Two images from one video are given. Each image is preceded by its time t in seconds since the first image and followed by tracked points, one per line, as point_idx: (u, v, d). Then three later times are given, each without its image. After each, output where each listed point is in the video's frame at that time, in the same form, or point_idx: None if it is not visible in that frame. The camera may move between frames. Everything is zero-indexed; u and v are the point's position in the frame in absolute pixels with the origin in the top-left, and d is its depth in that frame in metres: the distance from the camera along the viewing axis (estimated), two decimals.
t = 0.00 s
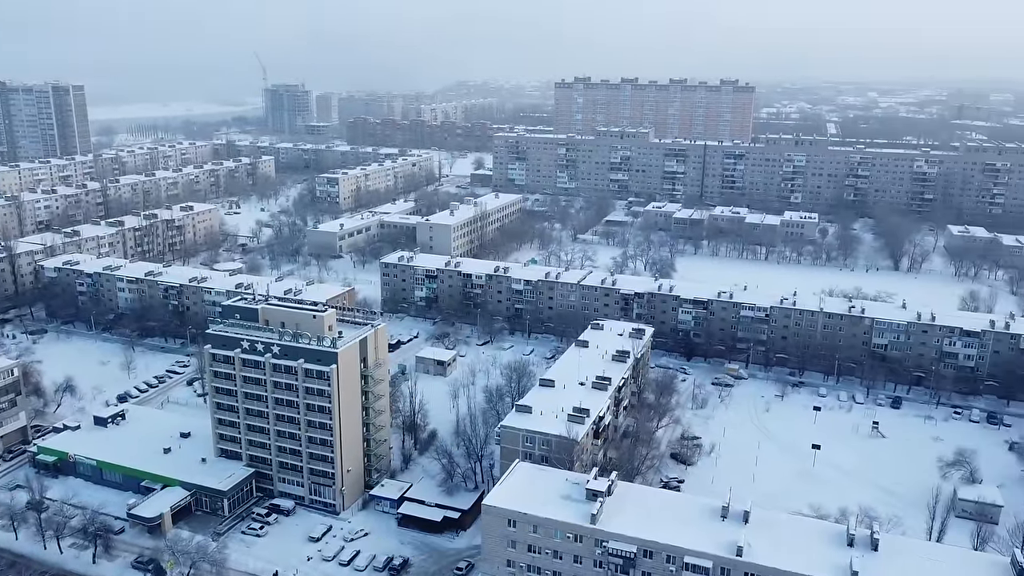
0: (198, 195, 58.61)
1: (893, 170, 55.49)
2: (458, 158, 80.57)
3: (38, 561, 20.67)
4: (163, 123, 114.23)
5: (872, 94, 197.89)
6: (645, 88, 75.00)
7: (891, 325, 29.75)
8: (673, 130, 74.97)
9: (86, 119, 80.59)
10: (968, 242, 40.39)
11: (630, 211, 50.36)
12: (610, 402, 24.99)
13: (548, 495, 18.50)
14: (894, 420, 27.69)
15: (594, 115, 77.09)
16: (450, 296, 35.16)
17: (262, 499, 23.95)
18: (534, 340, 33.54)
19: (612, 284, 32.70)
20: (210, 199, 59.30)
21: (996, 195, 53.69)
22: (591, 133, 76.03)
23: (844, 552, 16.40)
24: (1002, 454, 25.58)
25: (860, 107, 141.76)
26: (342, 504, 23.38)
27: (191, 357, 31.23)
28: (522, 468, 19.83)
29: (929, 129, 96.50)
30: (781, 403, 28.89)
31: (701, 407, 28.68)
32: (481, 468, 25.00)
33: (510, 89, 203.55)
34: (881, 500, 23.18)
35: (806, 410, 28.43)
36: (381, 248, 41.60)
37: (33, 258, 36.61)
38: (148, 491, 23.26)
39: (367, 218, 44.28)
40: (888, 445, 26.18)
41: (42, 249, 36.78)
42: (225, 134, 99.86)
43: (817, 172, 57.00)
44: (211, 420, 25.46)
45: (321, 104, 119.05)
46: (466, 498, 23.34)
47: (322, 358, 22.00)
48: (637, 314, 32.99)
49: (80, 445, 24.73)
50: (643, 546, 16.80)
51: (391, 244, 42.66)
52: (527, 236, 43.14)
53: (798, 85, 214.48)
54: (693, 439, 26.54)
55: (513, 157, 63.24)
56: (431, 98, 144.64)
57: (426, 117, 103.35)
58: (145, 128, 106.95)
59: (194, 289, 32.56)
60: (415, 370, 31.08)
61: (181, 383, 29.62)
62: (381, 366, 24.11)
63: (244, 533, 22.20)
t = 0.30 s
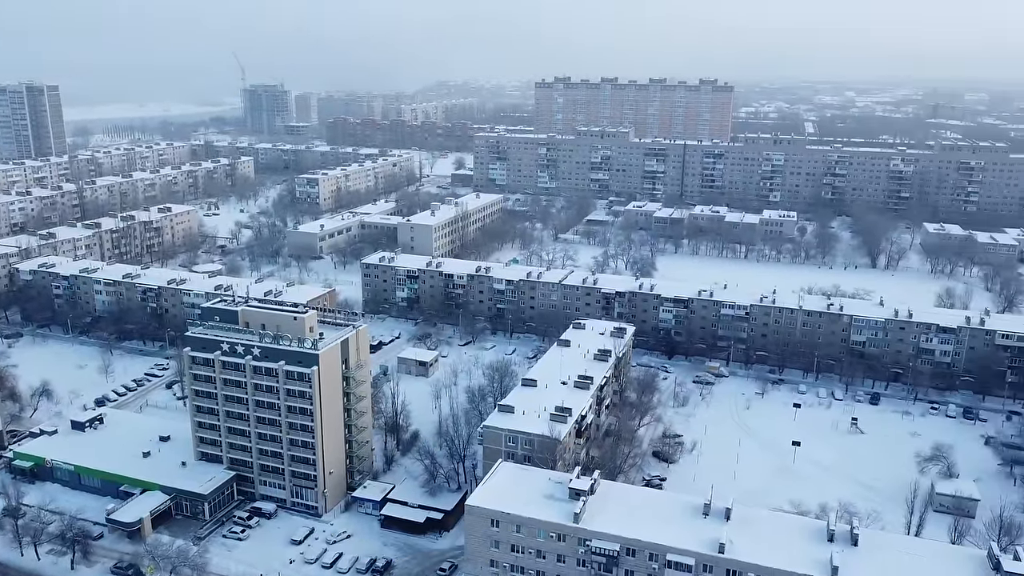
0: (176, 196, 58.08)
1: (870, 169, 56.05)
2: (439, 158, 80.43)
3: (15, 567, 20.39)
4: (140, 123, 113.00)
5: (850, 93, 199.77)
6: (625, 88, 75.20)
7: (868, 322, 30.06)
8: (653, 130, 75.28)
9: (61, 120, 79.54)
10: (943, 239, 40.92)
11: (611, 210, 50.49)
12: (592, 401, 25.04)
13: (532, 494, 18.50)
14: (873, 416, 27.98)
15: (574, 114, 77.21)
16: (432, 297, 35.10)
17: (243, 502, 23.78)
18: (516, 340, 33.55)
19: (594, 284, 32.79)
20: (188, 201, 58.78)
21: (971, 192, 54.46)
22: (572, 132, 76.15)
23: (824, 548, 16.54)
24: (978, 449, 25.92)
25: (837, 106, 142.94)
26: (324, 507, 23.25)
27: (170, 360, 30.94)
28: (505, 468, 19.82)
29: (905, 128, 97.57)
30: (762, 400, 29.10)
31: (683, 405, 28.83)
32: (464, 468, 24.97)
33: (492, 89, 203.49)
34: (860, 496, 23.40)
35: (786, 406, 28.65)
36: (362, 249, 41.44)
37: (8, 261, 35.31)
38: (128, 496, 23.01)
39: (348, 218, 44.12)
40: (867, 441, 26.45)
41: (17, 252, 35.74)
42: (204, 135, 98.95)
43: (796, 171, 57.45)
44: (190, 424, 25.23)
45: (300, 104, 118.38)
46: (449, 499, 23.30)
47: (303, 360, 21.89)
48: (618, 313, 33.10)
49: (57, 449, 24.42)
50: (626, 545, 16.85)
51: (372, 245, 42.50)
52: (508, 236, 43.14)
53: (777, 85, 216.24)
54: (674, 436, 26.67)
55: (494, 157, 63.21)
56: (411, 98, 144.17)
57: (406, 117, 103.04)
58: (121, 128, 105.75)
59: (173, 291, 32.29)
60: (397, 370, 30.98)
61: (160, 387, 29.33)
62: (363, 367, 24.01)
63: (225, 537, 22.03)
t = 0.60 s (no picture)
0: (153, 197, 57.50)
1: (847, 168, 56.61)
2: (419, 158, 80.26)
3: None
4: (116, 124, 111.70)
5: (827, 92, 201.68)
6: (604, 87, 75.41)
7: (846, 319, 30.35)
8: (633, 129, 75.58)
9: (35, 121, 78.44)
10: (918, 236, 41.45)
11: (591, 210, 50.64)
12: (574, 400, 25.09)
13: (514, 494, 18.49)
14: (851, 412, 28.25)
15: (554, 114, 77.34)
16: (413, 297, 35.01)
17: (224, 505, 23.59)
18: (497, 340, 33.54)
19: (575, 283, 32.85)
20: (165, 202, 58.22)
21: (945, 190, 55.23)
22: (552, 132, 76.27)
23: (804, 543, 16.68)
24: (954, 443, 26.28)
25: (814, 106, 144.24)
26: (305, 509, 23.12)
27: (149, 363, 30.63)
28: (488, 468, 19.78)
29: (880, 127, 98.70)
30: (742, 398, 29.29)
31: (664, 403, 28.96)
32: (446, 468, 24.91)
33: (473, 89, 203.31)
34: (840, 491, 23.63)
35: (766, 403, 28.88)
36: (342, 250, 41.25)
37: None
38: (106, 500, 22.76)
39: (328, 219, 43.86)
40: (846, 437, 26.70)
41: None
42: (181, 135, 98.05)
43: (774, 170, 57.90)
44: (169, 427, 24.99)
45: (279, 104, 117.63)
46: (432, 499, 23.25)
47: (284, 361, 21.74)
48: (599, 312, 33.20)
49: (33, 455, 24.11)
50: (609, 543, 16.89)
51: (353, 246, 42.32)
52: (489, 236, 43.11)
53: (756, 85, 217.87)
54: (656, 434, 26.78)
55: (474, 157, 63.16)
56: (390, 98, 143.71)
57: (386, 116, 102.69)
58: (97, 129, 104.50)
59: (150, 293, 31.99)
60: (379, 371, 30.87)
61: (139, 390, 29.02)
62: (344, 368, 23.89)
63: (206, 540, 21.84)
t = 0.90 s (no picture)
0: (130, 199, 56.93)
1: (825, 166, 57.15)
2: (399, 158, 80.02)
3: None
4: (91, 124, 110.29)
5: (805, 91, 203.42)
6: (584, 87, 75.56)
7: (825, 316, 30.64)
8: (613, 128, 75.84)
9: (8, 121, 77.29)
10: (893, 234, 41.98)
11: (571, 209, 50.75)
12: (555, 399, 25.14)
13: (497, 494, 18.48)
14: (830, 408, 28.52)
15: (534, 114, 77.39)
16: (394, 298, 34.92)
17: (204, 509, 23.39)
18: (479, 339, 33.53)
19: (556, 282, 32.89)
20: (142, 203, 57.62)
21: (921, 188, 55.95)
22: (532, 132, 76.34)
23: (785, 539, 16.82)
24: (931, 438, 26.61)
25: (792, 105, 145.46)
26: (286, 511, 22.98)
27: (126, 366, 30.31)
28: (470, 468, 19.75)
29: (857, 126, 99.71)
30: (722, 395, 29.48)
31: (645, 401, 29.08)
32: (428, 469, 24.86)
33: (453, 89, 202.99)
34: (820, 487, 23.84)
35: (746, 400, 29.09)
36: (322, 250, 41.07)
37: None
38: (84, 505, 22.50)
39: (308, 220, 43.62)
40: (825, 433, 26.95)
41: None
42: (157, 136, 97.06)
43: (752, 168, 58.33)
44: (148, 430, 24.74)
45: (257, 104, 116.80)
46: (414, 500, 23.18)
47: (264, 363, 21.60)
48: (580, 311, 33.27)
49: (9, 460, 23.79)
50: (591, 541, 16.95)
51: (333, 246, 42.15)
52: (470, 236, 43.06)
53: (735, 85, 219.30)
54: (637, 433, 26.88)
55: (454, 157, 63.09)
56: (369, 98, 143.16)
57: (366, 116, 102.32)
58: (72, 130, 103.19)
59: (128, 295, 31.68)
60: (360, 372, 30.75)
61: (116, 394, 28.70)
62: (325, 369, 23.79)
63: (186, 545, 21.66)
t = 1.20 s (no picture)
0: (106, 200, 56.32)
1: (802, 165, 57.68)
2: (379, 159, 79.76)
3: None
4: (66, 124, 108.86)
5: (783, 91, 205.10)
6: (564, 87, 75.67)
7: (803, 313, 30.91)
8: (593, 128, 76.11)
9: None
10: (870, 232, 42.47)
11: (552, 208, 50.85)
12: (537, 398, 25.17)
13: (479, 494, 18.47)
14: (809, 405, 28.78)
15: (514, 113, 77.42)
16: (375, 298, 34.81)
17: (184, 512, 23.19)
18: (460, 339, 33.49)
19: (537, 281, 32.91)
20: (119, 205, 57.00)
21: (896, 186, 56.65)
22: (512, 132, 76.41)
23: (765, 534, 16.94)
24: (908, 433, 26.93)
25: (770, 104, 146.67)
26: (268, 514, 22.82)
27: (103, 369, 29.97)
28: (452, 468, 19.72)
29: (834, 125, 100.79)
30: (702, 393, 29.67)
31: (626, 400, 29.20)
32: (411, 469, 24.81)
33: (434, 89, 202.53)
34: (800, 483, 24.05)
35: (726, 398, 29.28)
36: (302, 251, 40.85)
37: None
38: (61, 511, 22.22)
39: (287, 220, 43.38)
40: (804, 429, 27.18)
41: None
42: (133, 137, 96.02)
43: (731, 168, 58.77)
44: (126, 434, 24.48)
45: (235, 104, 115.91)
46: (396, 501, 23.13)
47: (244, 365, 21.44)
48: (561, 310, 33.33)
49: None
50: (574, 540, 16.98)
51: (312, 247, 41.94)
52: (451, 236, 43.02)
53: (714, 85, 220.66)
54: (619, 431, 26.97)
55: (435, 157, 62.98)
56: (349, 98, 142.57)
57: (345, 116, 101.88)
58: (46, 130, 101.78)
59: (104, 298, 31.36)
60: (341, 373, 30.62)
61: (94, 397, 28.36)
62: (305, 371, 23.67)
63: (166, 549, 21.45)
